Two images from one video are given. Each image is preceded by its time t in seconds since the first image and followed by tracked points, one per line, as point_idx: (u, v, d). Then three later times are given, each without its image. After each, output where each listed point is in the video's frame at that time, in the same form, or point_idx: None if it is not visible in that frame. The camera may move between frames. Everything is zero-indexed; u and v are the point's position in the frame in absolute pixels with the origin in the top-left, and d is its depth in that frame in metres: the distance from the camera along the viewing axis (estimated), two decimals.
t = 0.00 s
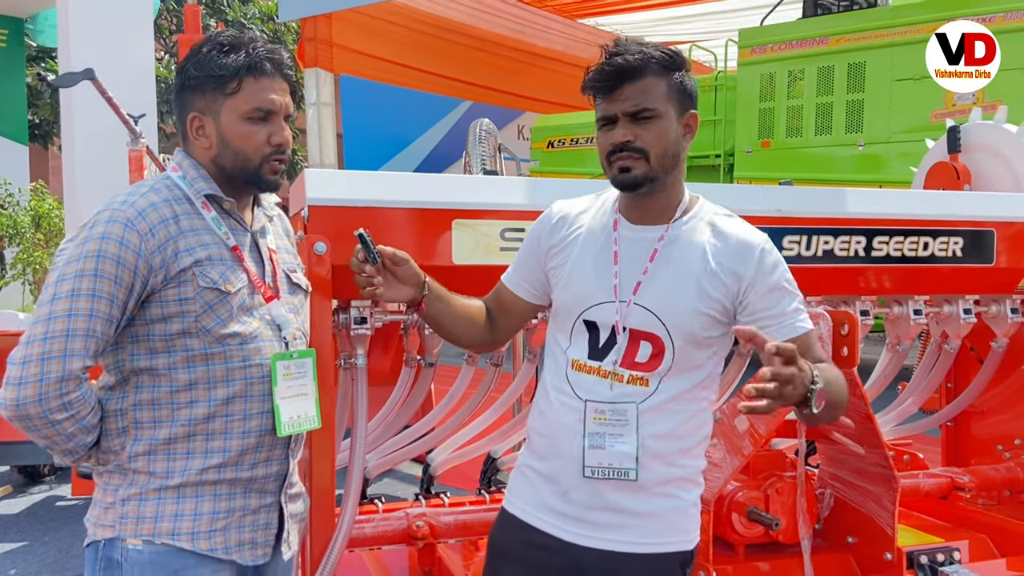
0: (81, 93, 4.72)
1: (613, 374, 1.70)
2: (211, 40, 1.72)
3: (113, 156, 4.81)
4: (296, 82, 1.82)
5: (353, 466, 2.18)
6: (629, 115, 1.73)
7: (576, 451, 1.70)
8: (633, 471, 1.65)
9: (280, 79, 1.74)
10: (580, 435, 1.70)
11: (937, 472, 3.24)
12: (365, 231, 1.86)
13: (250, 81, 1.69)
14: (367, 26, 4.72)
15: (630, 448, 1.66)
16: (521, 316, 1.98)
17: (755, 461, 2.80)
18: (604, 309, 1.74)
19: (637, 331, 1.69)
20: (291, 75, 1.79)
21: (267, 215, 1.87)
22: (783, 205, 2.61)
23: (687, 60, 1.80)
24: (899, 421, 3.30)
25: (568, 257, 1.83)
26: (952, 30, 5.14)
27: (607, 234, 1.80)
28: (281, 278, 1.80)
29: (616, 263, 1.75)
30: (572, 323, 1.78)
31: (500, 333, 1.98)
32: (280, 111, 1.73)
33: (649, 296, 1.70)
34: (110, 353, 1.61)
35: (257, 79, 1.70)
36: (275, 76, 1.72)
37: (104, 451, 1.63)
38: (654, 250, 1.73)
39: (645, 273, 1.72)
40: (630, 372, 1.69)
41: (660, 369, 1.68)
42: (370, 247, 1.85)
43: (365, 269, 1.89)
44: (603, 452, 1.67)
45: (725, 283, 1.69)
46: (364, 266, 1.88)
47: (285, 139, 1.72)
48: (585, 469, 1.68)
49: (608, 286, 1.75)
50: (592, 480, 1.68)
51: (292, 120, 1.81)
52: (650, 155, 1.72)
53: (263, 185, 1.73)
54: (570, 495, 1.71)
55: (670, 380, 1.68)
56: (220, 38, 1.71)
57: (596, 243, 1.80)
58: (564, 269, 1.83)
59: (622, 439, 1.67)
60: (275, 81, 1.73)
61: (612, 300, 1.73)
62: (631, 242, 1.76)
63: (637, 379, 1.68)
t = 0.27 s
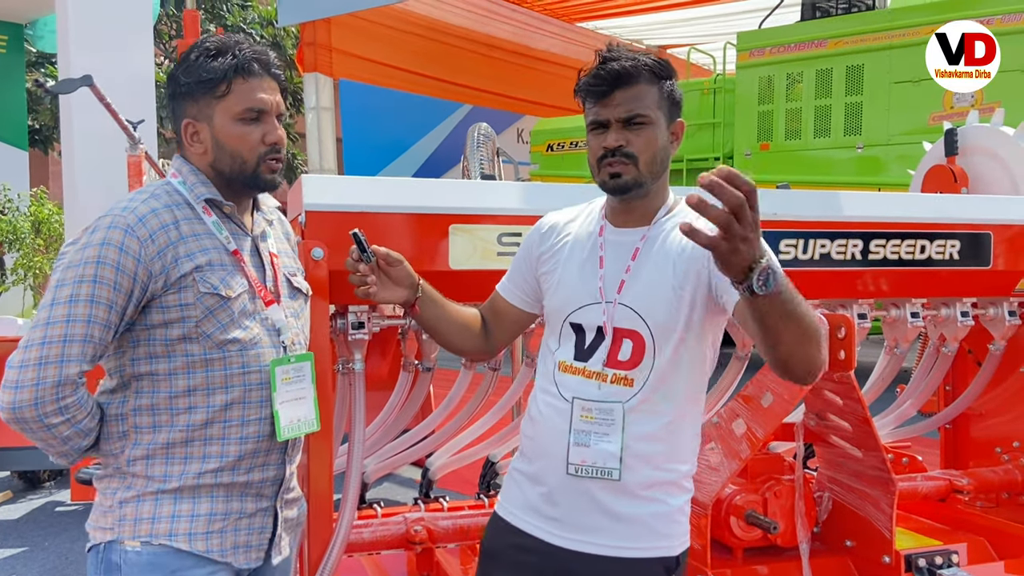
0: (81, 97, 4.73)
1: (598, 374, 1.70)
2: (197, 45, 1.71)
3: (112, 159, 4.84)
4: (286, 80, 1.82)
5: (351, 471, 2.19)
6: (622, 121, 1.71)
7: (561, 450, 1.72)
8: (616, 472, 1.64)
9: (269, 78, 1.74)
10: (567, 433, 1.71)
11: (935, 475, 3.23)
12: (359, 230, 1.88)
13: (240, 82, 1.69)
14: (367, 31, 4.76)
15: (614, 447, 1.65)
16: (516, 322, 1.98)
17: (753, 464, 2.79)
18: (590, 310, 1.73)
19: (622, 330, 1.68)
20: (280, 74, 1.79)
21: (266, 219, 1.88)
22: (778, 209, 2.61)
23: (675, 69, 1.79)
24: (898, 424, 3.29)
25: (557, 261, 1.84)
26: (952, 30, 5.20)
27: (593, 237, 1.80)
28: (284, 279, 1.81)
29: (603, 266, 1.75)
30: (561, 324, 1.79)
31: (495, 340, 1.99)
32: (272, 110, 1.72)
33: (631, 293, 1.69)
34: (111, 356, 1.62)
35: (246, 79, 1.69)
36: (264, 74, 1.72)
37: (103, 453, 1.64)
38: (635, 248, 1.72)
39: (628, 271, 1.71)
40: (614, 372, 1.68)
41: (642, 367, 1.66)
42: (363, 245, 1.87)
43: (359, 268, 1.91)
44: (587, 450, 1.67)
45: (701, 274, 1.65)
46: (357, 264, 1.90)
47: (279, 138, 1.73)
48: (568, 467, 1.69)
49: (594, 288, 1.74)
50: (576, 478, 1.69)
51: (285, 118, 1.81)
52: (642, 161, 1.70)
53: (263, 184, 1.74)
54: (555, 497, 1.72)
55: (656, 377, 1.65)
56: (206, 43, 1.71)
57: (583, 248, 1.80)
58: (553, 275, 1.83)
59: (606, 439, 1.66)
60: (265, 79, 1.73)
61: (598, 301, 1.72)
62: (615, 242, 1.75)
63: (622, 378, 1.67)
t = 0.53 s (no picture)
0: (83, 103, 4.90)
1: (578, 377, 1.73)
2: (173, 37, 1.72)
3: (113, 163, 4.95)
4: (261, 70, 1.83)
5: (352, 477, 2.18)
6: (592, 119, 1.73)
7: (544, 452, 1.73)
8: (597, 472, 1.65)
9: (249, 68, 1.75)
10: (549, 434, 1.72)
11: (938, 478, 3.22)
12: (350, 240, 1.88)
13: (221, 70, 1.70)
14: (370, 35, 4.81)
15: (594, 448, 1.66)
16: (510, 331, 2.01)
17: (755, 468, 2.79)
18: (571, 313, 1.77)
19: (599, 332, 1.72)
20: (257, 64, 1.81)
21: (251, 218, 1.89)
22: (780, 212, 2.61)
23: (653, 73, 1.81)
24: (901, 427, 3.28)
25: (540, 265, 1.89)
26: (952, 30, 5.14)
27: (575, 240, 1.84)
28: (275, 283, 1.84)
29: (583, 267, 1.79)
30: (543, 327, 1.82)
31: (489, 350, 2.01)
32: (254, 97, 1.73)
33: (609, 295, 1.72)
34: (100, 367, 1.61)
35: (228, 68, 1.70)
36: (245, 64, 1.74)
37: (91, 468, 1.62)
38: (613, 251, 1.76)
39: (605, 273, 1.74)
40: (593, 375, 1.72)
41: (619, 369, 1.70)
42: (354, 256, 1.87)
43: (348, 278, 1.90)
44: (568, 451, 1.69)
45: (670, 279, 1.66)
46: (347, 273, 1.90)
47: (264, 124, 1.74)
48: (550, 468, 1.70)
49: (576, 289, 1.78)
50: (559, 480, 1.70)
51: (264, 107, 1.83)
52: (612, 159, 1.72)
53: (251, 173, 1.75)
54: (538, 500, 1.74)
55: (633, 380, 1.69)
56: (183, 34, 1.72)
57: (564, 253, 1.84)
58: (536, 280, 1.87)
59: (587, 439, 1.68)
60: (244, 68, 1.74)
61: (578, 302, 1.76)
62: (595, 245, 1.79)
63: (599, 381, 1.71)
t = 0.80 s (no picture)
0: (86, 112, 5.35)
1: (564, 382, 1.72)
2: (167, 37, 1.71)
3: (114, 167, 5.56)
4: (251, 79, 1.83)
5: (355, 483, 2.19)
6: (544, 136, 1.78)
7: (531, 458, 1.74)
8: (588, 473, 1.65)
9: (241, 78, 1.77)
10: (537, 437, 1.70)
11: (945, 482, 3.21)
12: (334, 245, 1.91)
13: (216, 76, 1.71)
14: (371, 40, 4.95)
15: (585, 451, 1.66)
16: (498, 334, 2.01)
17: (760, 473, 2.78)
18: (556, 317, 1.76)
19: (586, 336, 1.71)
20: (247, 73, 1.81)
21: (227, 228, 1.90)
22: (784, 216, 2.60)
23: (616, 76, 1.75)
24: (907, 431, 3.27)
25: (529, 270, 1.88)
26: (952, 30, 5.07)
27: (564, 242, 1.83)
28: (257, 291, 1.84)
29: (571, 268, 1.78)
30: (531, 330, 1.81)
31: (477, 352, 2.02)
32: (245, 107, 1.75)
33: (599, 300, 1.71)
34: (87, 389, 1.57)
35: (222, 75, 1.72)
36: (237, 74, 1.75)
37: (76, 499, 1.58)
38: (605, 257, 1.75)
39: (595, 279, 1.74)
40: (581, 381, 1.71)
41: (607, 374, 1.70)
42: (338, 260, 1.90)
43: (335, 282, 1.96)
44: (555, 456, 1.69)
45: (664, 292, 1.67)
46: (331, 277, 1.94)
47: (253, 135, 1.75)
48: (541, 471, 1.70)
49: (565, 294, 1.76)
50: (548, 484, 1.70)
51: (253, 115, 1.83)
52: (559, 173, 1.76)
53: (234, 186, 1.76)
54: (527, 508, 1.74)
55: (622, 384, 1.69)
56: (177, 36, 1.72)
57: (555, 254, 1.83)
58: (525, 281, 1.87)
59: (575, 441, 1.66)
60: (237, 77, 1.75)
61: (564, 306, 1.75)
62: (586, 250, 1.78)
63: (588, 386, 1.70)
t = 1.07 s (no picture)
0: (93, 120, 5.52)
1: (563, 389, 1.72)
2: (167, 42, 1.70)
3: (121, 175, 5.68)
4: (254, 84, 1.82)
5: (363, 489, 2.19)
6: (531, 146, 1.80)
7: (531, 463, 1.74)
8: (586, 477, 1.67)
9: (243, 82, 1.75)
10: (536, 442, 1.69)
11: (955, 489, 3.17)
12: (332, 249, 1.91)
13: (222, 80, 1.69)
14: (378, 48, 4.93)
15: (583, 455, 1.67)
16: (495, 338, 2.01)
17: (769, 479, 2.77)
18: (554, 323, 1.76)
19: (584, 342, 1.71)
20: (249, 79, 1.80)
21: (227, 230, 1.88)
22: (791, 220, 2.59)
23: (596, 83, 1.77)
24: (917, 436, 3.25)
25: (526, 275, 1.88)
26: (952, 30, 5.12)
27: (559, 247, 1.83)
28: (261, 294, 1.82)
29: (568, 273, 1.78)
30: (529, 337, 1.81)
31: (475, 356, 2.02)
32: (248, 112, 1.74)
33: (595, 306, 1.71)
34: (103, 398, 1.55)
35: (227, 79, 1.70)
36: (242, 79, 1.74)
37: (87, 511, 1.56)
38: (601, 262, 1.74)
39: (593, 284, 1.73)
40: (579, 387, 1.71)
41: (605, 381, 1.70)
42: (337, 265, 1.90)
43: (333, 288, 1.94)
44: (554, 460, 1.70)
45: (660, 295, 1.67)
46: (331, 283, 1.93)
47: (256, 141, 1.75)
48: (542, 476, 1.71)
49: (561, 300, 1.76)
50: (549, 488, 1.71)
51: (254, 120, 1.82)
52: (546, 182, 1.78)
53: (236, 191, 1.74)
54: (530, 514, 1.74)
55: (619, 391, 1.69)
56: (180, 42, 1.71)
57: (551, 261, 1.83)
58: (524, 285, 1.87)
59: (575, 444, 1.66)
60: (240, 82, 1.74)
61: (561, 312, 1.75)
62: (581, 255, 1.78)
63: (585, 392, 1.70)
